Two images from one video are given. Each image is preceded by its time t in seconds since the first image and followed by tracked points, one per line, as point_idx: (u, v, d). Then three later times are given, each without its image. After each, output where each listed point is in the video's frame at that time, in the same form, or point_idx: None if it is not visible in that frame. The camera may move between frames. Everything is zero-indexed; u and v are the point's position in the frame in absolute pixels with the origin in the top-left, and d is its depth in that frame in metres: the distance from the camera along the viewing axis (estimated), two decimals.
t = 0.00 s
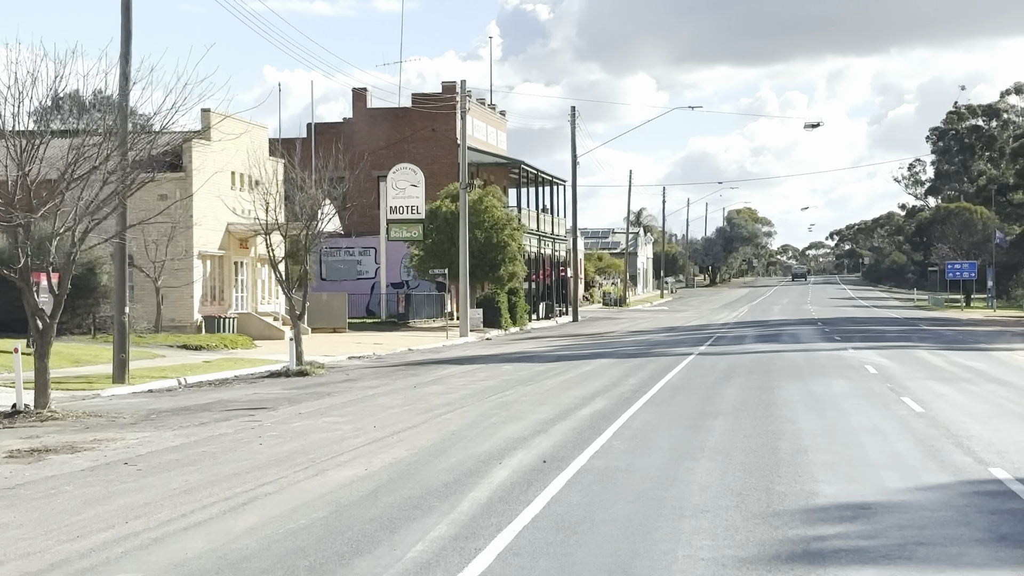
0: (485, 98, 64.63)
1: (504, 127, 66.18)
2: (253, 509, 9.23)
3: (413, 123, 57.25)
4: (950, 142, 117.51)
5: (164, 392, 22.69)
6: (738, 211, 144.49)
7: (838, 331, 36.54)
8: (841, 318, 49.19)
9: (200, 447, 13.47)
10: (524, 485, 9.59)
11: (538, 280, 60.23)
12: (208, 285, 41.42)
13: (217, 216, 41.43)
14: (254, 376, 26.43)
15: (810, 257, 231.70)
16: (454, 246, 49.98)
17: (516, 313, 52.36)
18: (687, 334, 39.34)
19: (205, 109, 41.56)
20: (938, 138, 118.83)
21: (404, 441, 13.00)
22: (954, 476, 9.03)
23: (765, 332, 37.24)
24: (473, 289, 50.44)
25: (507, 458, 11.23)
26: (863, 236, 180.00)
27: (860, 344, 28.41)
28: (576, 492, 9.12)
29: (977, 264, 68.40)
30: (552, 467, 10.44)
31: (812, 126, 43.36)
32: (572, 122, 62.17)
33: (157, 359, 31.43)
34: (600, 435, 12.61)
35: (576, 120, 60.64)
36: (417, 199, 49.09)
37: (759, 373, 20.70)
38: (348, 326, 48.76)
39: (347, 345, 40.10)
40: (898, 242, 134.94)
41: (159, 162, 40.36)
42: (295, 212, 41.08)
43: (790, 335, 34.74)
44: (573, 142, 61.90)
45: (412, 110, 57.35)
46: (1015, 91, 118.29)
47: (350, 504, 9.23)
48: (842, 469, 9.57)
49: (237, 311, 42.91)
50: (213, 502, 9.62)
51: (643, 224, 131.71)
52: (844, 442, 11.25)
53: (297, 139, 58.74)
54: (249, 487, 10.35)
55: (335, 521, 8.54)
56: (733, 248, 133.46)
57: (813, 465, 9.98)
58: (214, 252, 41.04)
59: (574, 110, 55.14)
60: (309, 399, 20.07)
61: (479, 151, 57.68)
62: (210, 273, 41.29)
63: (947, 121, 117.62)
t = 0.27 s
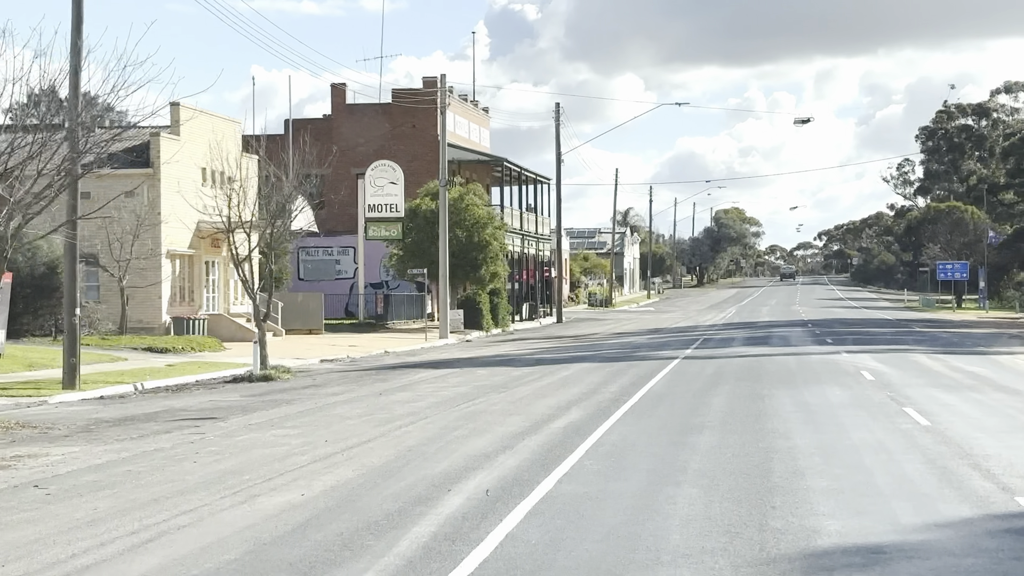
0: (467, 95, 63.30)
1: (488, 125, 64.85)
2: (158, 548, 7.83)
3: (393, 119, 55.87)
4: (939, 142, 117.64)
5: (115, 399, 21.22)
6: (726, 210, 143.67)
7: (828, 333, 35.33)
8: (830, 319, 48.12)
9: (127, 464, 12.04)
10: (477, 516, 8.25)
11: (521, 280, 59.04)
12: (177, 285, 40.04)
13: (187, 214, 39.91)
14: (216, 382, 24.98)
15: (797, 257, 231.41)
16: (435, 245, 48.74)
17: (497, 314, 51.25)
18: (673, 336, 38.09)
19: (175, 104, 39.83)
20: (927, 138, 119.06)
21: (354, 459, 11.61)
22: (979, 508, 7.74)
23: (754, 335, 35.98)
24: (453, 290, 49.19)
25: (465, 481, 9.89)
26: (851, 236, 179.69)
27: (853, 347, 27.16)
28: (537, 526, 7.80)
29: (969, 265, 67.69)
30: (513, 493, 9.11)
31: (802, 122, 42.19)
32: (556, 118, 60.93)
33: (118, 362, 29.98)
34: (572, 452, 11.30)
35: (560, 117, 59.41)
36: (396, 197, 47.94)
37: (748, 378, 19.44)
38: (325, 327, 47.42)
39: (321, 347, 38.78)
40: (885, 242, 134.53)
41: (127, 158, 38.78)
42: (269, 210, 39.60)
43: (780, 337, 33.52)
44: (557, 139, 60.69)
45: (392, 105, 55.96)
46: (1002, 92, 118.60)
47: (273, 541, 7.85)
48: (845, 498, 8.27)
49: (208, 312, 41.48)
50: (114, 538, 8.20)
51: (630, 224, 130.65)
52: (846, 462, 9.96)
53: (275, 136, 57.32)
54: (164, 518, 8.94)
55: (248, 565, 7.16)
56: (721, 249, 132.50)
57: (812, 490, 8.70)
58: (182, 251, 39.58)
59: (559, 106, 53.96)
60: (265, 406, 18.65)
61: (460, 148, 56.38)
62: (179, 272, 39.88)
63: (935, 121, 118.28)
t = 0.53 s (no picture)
0: (450, 91, 61.90)
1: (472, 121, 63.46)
2: None
3: (373, 115, 54.51)
4: (929, 142, 116.72)
5: (61, 408, 19.75)
6: (715, 210, 142.61)
7: (821, 335, 34.07)
8: (822, 320, 46.99)
9: (40, 487, 10.62)
10: (418, 560, 6.93)
11: (506, 281, 57.75)
12: (148, 284, 38.59)
13: (158, 211, 38.38)
14: (175, 387, 23.53)
15: (786, 257, 230.87)
16: (415, 244, 47.44)
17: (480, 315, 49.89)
18: (660, 339, 36.80)
19: (143, 97, 38.21)
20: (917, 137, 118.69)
21: (295, 483, 10.23)
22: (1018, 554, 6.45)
23: (743, 337, 34.70)
24: (434, 290, 47.87)
25: (413, 512, 8.55)
26: (841, 236, 179.13)
27: (847, 351, 25.93)
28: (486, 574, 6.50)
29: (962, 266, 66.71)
30: (465, 528, 7.81)
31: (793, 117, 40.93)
32: (542, 115, 59.63)
33: (77, 366, 28.49)
34: (541, 474, 9.99)
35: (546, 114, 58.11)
36: (375, 194, 46.82)
37: (738, 384, 18.23)
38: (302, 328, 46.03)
39: (295, 349, 37.41)
40: (876, 242, 133.70)
41: (95, 155, 37.27)
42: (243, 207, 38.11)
43: (771, 340, 32.25)
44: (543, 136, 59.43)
45: (373, 101, 54.58)
46: (992, 91, 118.19)
47: None
48: (853, 539, 6.98)
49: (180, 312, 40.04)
50: None
51: (618, 224, 129.43)
52: (849, 489, 8.71)
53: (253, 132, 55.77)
54: (52, 560, 7.53)
55: None
56: (709, 248, 131.37)
57: (814, 526, 7.42)
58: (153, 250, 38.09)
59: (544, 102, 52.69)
60: (217, 416, 17.23)
61: (443, 145, 55.04)
62: (149, 271, 38.44)
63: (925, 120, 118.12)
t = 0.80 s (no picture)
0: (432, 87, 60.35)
1: (455, 118, 61.93)
2: None
3: (352, 111, 52.93)
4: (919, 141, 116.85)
5: None
6: (703, 210, 141.50)
7: (812, 337, 32.69)
8: (813, 322, 45.66)
9: None
10: None
11: (488, 281, 56.27)
12: (112, 285, 36.95)
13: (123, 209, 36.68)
14: (125, 395, 21.91)
15: (774, 258, 230.19)
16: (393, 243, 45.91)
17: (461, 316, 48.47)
18: (645, 342, 35.35)
19: (105, 89, 36.37)
20: (907, 136, 118.46)
21: (211, 517, 8.70)
22: None
23: (732, 340, 33.25)
24: (413, 291, 46.36)
25: (335, 558, 7.05)
26: (829, 237, 178.52)
27: (842, 355, 24.51)
28: None
29: (954, 266, 65.64)
30: None
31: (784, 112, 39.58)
32: (525, 111, 58.19)
33: (28, 371, 26.85)
34: (498, 505, 8.51)
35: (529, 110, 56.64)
36: (352, 192, 45.20)
37: (727, 393, 16.78)
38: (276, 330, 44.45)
39: (264, 352, 35.85)
40: (866, 242, 132.84)
41: (57, 150, 35.61)
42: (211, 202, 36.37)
43: (761, 343, 30.82)
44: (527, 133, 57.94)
45: (351, 96, 53.00)
46: (983, 91, 117.74)
47: None
48: None
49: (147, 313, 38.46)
50: None
51: (605, 224, 128.10)
52: (860, 529, 7.28)
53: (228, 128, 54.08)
54: None
55: None
56: (697, 249, 130.15)
57: None
58: (117, 248, 36.42)
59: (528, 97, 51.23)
60: (156, 428, 15.65)
61: (423, 142, 53.51)
62: (113, 271, 36.81)
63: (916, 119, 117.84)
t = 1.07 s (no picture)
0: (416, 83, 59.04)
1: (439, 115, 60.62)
2: None
3: (333, 107, 51.51)
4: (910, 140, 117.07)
5: None
6: (693, 208, 140.52)
7: (806, 340, 31.45)
8: (806, 323, 44.53)
9: None
10: None
11: (473, 281, 55.01)
12: (78, 285, 35.51)
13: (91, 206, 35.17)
14: (76, 402, 20.51)
15: (764, 257, 229.61)
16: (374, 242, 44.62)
17: (444, 317, 47.26)
18: (632, 344, 34.07)
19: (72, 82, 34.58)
20: (898, 135, 118.52)
21: (113, 560, 7.37)
22: None
23: (723, 342, 32.01)
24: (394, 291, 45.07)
25: None
26: (820, 236, 178.16)
27: (839, 360, 23.27)
28: None
29: (948, 266, 64.85)
30: None
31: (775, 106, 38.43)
32: (512, 107, 56.97)
33: None
34: (448, 543, 7.24)
35: (516, 107, 55.41)
36: (332, 189, 43.87)
37: (717, 401, 15.51)
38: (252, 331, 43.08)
39: (237, 354, 34.51)
40: (857, 243, 132.19)
41: (21, 145, 34.04)
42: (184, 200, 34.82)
43: (753, 345, 29.57)
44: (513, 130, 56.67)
45: (332, 91, 51.58)
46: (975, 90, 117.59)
47: None
48: None
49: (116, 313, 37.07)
50: None
51: (594, 223, 127.02)
52: None
53: (206, 124, 52.58)
54: None
55: None
56: (687, 248, 129.13)
57: None
58: (83, 247, 34.95)
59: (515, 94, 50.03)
60: (94, 440, 14.27)
61: (407, 138, 52.19)
62: (80, 271, 35.38)
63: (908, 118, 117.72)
